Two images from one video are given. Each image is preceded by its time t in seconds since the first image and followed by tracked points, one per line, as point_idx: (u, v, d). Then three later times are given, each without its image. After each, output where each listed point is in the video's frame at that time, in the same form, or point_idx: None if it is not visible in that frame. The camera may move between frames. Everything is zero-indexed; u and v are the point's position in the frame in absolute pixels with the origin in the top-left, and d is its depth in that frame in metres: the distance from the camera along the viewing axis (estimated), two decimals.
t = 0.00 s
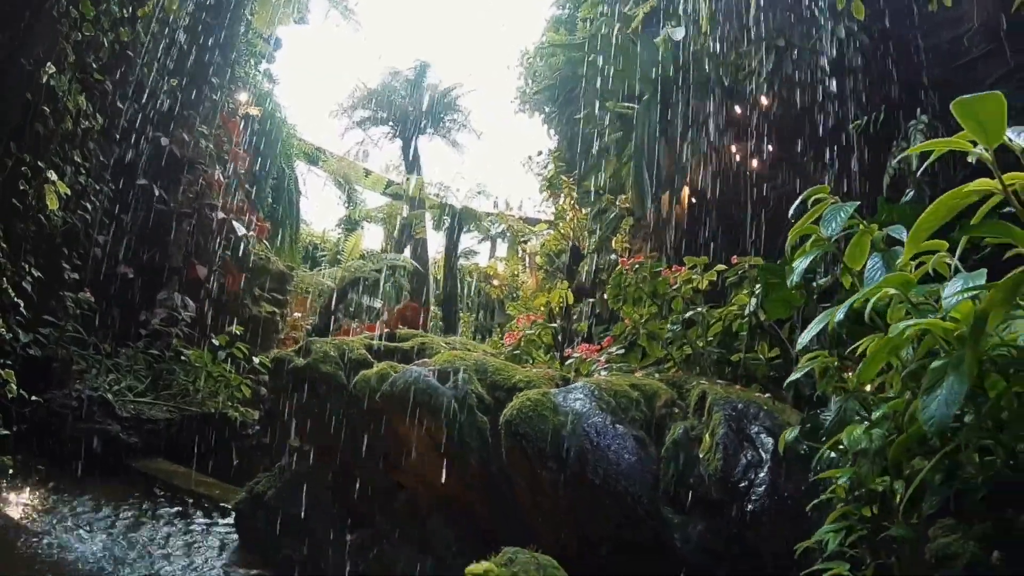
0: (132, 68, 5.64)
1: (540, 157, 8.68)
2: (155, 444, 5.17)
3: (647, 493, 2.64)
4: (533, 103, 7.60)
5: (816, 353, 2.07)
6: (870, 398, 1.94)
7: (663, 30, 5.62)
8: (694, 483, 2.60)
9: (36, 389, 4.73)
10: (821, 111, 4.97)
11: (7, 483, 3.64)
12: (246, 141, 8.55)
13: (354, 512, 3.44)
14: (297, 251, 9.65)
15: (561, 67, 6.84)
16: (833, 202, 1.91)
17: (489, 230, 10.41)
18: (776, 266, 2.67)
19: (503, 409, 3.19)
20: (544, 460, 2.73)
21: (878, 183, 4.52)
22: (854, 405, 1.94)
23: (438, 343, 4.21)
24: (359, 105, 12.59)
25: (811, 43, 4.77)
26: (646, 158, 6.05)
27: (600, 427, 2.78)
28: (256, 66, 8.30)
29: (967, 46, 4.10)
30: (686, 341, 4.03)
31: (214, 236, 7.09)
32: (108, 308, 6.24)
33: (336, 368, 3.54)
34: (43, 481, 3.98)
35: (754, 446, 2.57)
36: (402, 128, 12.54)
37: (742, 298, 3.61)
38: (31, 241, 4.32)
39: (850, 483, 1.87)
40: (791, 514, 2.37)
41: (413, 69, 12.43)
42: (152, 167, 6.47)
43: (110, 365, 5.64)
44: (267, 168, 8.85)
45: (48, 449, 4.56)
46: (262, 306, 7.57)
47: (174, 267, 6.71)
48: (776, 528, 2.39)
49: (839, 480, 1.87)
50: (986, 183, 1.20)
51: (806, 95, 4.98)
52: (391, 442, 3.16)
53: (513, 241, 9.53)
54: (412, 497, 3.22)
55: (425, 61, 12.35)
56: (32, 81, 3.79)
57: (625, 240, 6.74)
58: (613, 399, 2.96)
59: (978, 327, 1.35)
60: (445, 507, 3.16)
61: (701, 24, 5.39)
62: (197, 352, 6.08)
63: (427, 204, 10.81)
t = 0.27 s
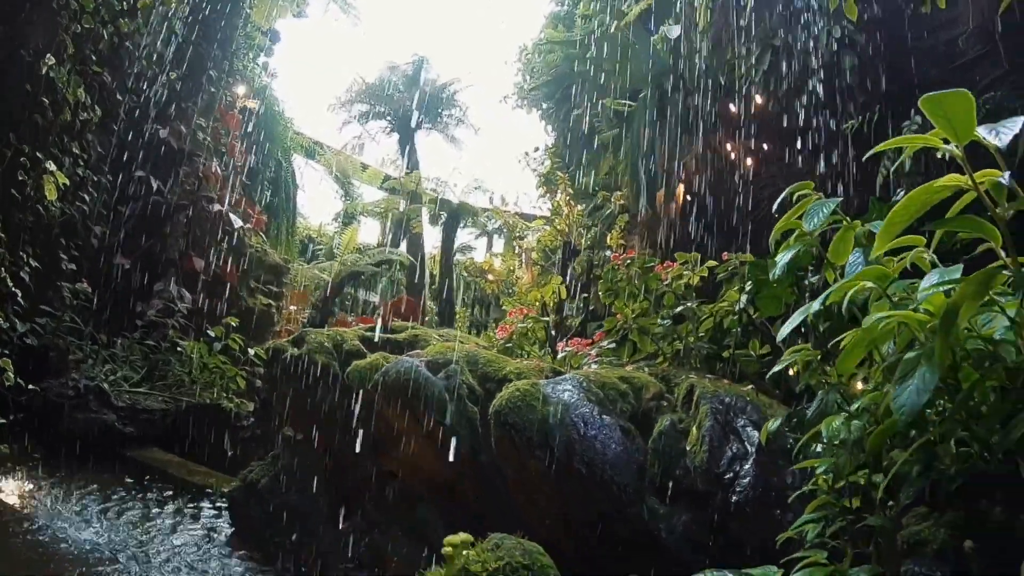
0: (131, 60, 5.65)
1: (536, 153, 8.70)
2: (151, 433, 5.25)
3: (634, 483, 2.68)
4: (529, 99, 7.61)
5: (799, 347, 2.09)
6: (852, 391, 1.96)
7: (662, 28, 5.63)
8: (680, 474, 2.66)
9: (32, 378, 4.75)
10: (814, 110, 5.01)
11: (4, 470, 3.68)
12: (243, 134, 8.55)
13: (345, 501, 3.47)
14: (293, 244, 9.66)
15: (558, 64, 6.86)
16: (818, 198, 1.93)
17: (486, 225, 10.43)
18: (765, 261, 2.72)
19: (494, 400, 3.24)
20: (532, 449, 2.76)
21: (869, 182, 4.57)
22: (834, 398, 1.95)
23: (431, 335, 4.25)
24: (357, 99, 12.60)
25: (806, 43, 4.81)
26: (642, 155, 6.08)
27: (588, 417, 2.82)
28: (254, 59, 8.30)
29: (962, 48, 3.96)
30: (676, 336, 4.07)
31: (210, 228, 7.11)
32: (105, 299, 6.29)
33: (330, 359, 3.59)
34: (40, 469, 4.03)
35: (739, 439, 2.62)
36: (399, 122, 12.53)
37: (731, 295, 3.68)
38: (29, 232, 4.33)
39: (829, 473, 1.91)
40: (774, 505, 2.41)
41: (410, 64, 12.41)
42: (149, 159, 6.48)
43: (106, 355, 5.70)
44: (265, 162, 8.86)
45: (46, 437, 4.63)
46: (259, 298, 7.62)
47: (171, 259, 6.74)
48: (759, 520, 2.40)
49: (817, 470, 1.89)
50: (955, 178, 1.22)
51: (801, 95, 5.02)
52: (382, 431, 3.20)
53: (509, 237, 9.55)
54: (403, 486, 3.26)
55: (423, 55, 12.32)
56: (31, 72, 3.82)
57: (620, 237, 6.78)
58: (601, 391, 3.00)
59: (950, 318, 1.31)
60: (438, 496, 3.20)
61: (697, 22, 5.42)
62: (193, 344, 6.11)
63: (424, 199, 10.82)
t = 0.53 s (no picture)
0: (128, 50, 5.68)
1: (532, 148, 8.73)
2: (146, 423, 5.26)
3: (621, 470, 2.74)
4: (526, 94, 7.65)
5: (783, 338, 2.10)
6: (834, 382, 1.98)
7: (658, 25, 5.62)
8: (667, 463, 2.72)
9: (29, 367, 4.83)
10: (807, 108, 5.06)
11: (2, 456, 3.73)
12: (241, 126, 8.57)
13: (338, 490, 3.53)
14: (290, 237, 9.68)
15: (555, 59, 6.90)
16: (801, 192, 1.95)
17: (482, 220, 10.46)
18: (752, 256, 2.77)
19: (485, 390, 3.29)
20: (521, 437, 2.81)
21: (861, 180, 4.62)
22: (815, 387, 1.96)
23: (424, 326, 4.30)
24: (355, 93, 12.61)
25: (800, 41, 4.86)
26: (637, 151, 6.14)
27: (576, 406, 2.87)
28: (252, 51, 8.31)
29: (957, 49, 4.15)
30: (667, 331, 4.13)
31: (206, 220, 7.13)
32: (102, 289, 6.33)
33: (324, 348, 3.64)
34: (36, 456, 4.07)
35: (726, 430, 2.68)
36: (396, 116, 12.55)
37: (724, 290, 3.62)
38: (27, 222, 4.35)
39: (809, 461, 1.95)
40: (757, 494, 2.47)
41: (408, 58, 12.44)
42: (146, 149, 6.51)
43: (102, 345, 5.74)
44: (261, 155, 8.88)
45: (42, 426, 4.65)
46: (254, 290, 7.52)
47: (168, 250, 6.77)
48: (743, 509, 2.47)
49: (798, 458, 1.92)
50: (928, 171, 1.25)
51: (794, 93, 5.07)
52: (374, 417, 3.28)
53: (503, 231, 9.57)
54: (395, 474, 3.32)
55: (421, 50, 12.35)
56: (31, 63, 3.86)
57: (614, 233, 6.83)
58: (590, 381, 3.07)
59: (923, 308, 1.34)
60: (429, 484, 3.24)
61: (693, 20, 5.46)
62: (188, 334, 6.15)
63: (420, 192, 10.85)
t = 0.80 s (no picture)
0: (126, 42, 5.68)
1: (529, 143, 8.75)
2: (142, 412, 5.30)
3: (611, 458, 2.79)
4: (523, 90, 7.66)
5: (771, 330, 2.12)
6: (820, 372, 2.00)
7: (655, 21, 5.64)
8: (656, 453, 2.77)
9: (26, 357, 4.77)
10: (801, 105, 5.10)
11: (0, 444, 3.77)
12: (238, 119, 8.57)
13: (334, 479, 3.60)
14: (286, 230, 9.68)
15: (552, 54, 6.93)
16: (789, 185, 1.98)
17: (479, 215, 10.50)
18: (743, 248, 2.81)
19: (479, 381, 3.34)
20: (513, 425, 2.88)
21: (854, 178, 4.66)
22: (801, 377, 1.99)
23: (418, 318, 4.33)
24: (352, 87, 12.62)
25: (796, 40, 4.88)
26: (633, 147, 6.18)
27: (567, 395, 2.92)
28: (250, 45, 8.31)
29: (952, 48, 4.16)
30: (660, 324, 4.17)
31: (204, 212, 7.15)
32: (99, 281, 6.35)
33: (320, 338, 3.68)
34: (34, 445, 4.11)
35: (715, 421, 2.72)
36: (393, 110, 12.56)
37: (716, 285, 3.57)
38: (25, 212, 4.37)
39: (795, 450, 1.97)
40: (744, 483, 2.52)
41: (406, 52, 12.44)
42: (144, 141, 6.52)
43: (99, 336, 5.77)
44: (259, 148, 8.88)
45: (38, 415, 4.62)
46: (249, 282, 7.57)
47: (165, 242, 6.79)
48: (731, 498, 2.53)
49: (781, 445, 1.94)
50: (905, 163, 1.29)
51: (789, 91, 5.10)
52: (368, 406, 3.32)
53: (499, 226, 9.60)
54: (389, 463, 3.38)
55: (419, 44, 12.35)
56: (30, 54, 3.89)
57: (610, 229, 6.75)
58: (581, 371, 3.12)
59: (902, 296, 1.38)
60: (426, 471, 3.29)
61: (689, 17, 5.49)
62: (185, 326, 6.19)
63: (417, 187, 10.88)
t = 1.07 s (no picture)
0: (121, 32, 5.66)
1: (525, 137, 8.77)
2: (138, 401, 5.35)
3: (600, 443, 2.85)
4: (519, 83, 7.68)
5: (757, 319, 2.15)
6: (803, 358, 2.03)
7: (652, 16, 5.67)
8: (645, 440, 2.81)
9: (24, 345, 4.81)
10: (796, 101, 5.12)
11: None
12: (235, 110, 8.56)
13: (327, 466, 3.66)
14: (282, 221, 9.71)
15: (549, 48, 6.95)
16: (774, 176, 2.02)
17: (474, 208, 10.52)
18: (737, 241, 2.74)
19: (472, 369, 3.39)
20: (506, 411, 2.96)
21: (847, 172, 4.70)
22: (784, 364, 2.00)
23: (412, 307, 4.37)
24: (348, 79, 12.61)
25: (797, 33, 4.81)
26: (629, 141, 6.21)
27: (557, 381, 2.97)
28: (247, 36, 8.30)
29: (947, 46, 4.23)
30: (652, 315, 4.22)
31: (201, 203, 7.17)
32: (96, 271, 6.37)
33: (315, 327, 3.71)
34: (31, 432, 4.14)
35: (704, 409, 2.77)
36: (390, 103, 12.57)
37: (707, 278, 3.66)
38: (22, 201, 4.39)
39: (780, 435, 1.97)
40: (732, 467, 2.56)
41: (403, 46, 12.45)
42: (140, 132, 6.53)
43: (95, 325, 5.80)
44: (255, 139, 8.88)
45: (35, 403, 4.65)
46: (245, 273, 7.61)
47: (161, 233, 6.81)
48: (718, 483, 2.57)
49: (765, 429, 1.98)
50: (882, 152, 1.33)
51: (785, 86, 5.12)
52: (363, 392, 3.40)
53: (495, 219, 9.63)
54: (383, 451, 3.44)
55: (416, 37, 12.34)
56: (29, 44, 3.90)
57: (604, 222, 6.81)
58: (571, 359, 3.16)
59: (880, 282, 1.41)
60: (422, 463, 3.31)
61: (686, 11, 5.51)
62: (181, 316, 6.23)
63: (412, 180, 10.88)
